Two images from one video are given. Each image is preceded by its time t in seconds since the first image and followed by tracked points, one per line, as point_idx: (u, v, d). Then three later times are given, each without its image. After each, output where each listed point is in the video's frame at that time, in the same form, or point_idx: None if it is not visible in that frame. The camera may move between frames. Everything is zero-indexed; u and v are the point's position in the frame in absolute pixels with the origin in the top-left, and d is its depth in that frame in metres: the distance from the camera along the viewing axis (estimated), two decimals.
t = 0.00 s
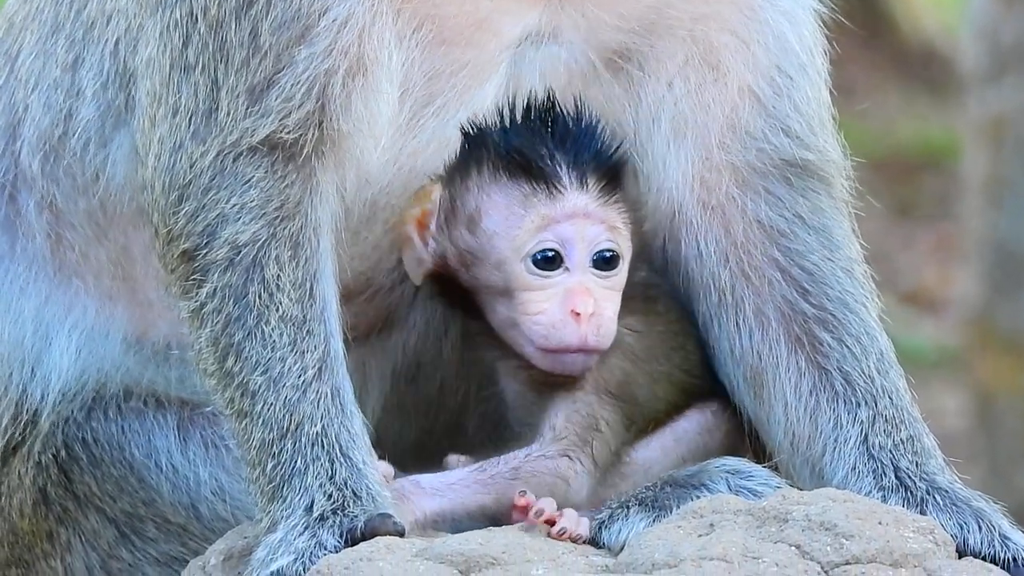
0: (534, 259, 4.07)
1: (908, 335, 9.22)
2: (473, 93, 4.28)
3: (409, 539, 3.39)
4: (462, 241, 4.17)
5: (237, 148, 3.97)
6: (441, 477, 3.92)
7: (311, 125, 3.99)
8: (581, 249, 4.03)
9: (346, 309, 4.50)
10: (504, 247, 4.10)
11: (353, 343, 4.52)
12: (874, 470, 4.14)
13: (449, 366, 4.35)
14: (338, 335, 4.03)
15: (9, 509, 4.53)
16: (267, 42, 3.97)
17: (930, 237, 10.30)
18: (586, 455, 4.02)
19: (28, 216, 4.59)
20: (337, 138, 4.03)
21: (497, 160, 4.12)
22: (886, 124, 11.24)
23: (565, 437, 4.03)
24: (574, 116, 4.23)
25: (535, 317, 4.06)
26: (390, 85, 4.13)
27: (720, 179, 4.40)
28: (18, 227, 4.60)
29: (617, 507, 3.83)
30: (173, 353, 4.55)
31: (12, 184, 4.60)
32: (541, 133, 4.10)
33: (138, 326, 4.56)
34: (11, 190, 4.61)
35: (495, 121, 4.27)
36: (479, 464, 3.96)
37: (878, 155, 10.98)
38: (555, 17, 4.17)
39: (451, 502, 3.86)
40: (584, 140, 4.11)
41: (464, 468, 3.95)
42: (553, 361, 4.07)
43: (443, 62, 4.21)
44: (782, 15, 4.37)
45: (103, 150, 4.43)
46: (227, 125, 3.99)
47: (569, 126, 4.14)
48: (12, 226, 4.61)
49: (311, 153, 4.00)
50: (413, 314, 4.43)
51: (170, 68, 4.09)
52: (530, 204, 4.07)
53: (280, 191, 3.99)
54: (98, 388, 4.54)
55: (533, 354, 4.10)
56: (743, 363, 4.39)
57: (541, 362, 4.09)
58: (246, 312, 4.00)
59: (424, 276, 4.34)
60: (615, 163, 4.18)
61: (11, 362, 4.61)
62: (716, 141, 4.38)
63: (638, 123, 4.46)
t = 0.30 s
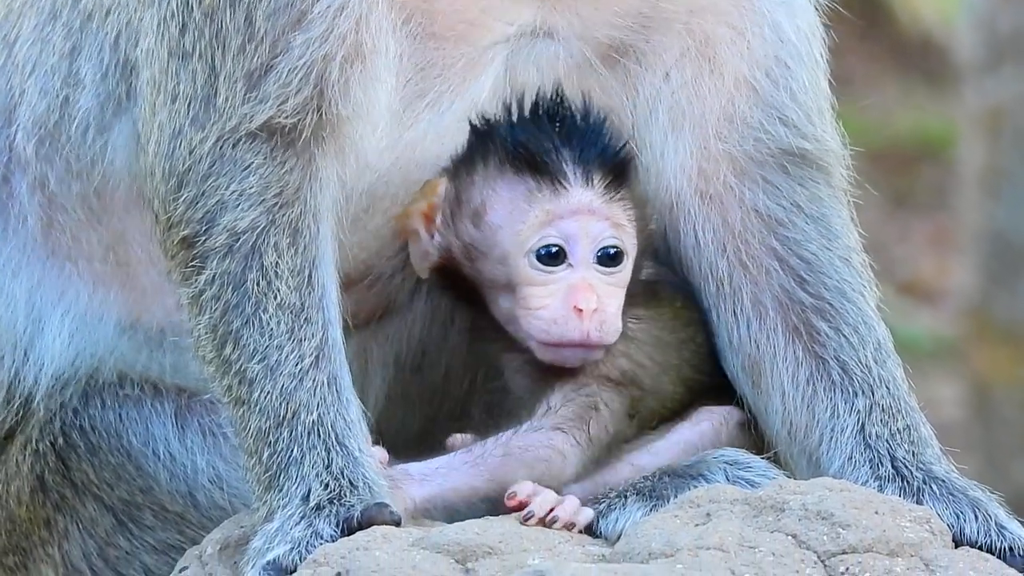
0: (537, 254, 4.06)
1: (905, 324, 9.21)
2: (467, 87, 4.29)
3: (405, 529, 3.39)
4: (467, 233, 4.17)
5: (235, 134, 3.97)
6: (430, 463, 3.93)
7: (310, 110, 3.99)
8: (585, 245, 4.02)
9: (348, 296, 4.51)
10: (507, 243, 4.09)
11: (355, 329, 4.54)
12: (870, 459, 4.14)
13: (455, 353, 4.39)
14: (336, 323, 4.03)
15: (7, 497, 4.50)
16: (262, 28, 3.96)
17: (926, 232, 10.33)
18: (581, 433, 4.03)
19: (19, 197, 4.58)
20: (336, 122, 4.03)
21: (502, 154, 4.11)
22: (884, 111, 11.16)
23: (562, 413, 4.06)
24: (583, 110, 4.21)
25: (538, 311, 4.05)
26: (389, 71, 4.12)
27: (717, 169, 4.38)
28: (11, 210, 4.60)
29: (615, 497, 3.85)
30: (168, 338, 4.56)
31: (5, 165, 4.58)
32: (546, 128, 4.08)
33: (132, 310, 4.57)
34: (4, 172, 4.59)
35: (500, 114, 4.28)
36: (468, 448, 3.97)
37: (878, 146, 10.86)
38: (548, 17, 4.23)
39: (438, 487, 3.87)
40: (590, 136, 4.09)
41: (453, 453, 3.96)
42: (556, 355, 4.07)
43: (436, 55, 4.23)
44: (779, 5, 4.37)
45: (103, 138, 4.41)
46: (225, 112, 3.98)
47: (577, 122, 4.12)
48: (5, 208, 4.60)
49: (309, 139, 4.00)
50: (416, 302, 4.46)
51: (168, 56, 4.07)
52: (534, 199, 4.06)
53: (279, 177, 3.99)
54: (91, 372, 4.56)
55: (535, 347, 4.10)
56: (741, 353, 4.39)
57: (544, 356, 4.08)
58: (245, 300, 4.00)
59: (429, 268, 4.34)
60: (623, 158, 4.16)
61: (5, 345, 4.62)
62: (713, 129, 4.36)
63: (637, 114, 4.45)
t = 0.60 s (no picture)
0: (542, 223, 4.09)
1: (903, 321, 9.21)
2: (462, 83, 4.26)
3: (403, 523, 3.38)
4: (475, 206, 4.21)
5: (239, 122, 3.96)
6: (428, 455, 3.93)
7: (313, 98, 3.97)
8: (589, 217, 4.05)
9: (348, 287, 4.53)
10: (514, 212, 4.13)
11: (355, 319, 4.57)
12: (869, 455, 4.14)
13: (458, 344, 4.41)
14: (338, 315, 4.03)
15: (7, 486, 4.51)
16: (263, 16, 3.96)
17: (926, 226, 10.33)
18: (576, 421, 4.06)
19: (22, 182, 4.58)
20: (339, 111, 4.01)
21: (513, 129, 4.17)
22: (884, 107, 11.19)
23: (561, 401, 4.08)
24: (600, 91, 4.27)
25: (539, 281, 4.06)
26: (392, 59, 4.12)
27: (717, 162, 4.38)
28: (13, 196, 4.59)
29: (612, 493, 3.83)
30: (168, 327, 4.58)
31: (7, 152, 4.58)
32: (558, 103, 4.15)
33: (133, 299, 4.58)
34: (7, 159, 4.59)
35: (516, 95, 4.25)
36: (466, 437, 3.98)
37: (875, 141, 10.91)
38: (548, 11, 4.21)
39: (438, 480, 3.88)
40: (601, 113, 4.15)
41: (451, 443, 3.96)
42: (558, 326, 4.07)
43: (433, 46, 4.22)
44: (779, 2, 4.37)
45: (104, 127, 4.43)
46: (228, 100, 3.98)
47: (590, 100, 4.18)
48: (7, 195, 4.60)
49: (312, 127, 3.98)
50: (417, 294, 4.49)
51: (171, 45, 4.07)
52: (541, 170, 4.11)
53: (282, 166, 3.98)
54: (91, 359, 4.56)
55: (537, 318, 4.10)
56: (740, 347, 4.39)
57: (546, 326, 4.09)
58: (246, 291, 4.00)
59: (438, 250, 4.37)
60: (634, 137, 4.21)
61: (5, 332, 4.62)
62: (714, 122, 4.36)
63: (638, 108, 4.45)
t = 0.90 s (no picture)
0: (547, 205, 4.13)
1: (901, 318, 9.21)
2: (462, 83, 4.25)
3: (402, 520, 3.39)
4: (481, 186, 4.24)
5: (240, 119, 3.96)
6: (425, 451, 3.93)
7: (315, 96, 3.97)
8: (595, 201, 4.09)
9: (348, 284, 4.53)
10: (520, 193, 4.16)
11: (356, 317, 4.56)
12: (868, 451, 4.14)
13: (462, 337, 4.43)
14: (338, 312, 4.02)
15: (6, 480, 4.51)
16: (264, 14, 3.95)
17: (925, 223, 10.34)
18: (570, 412, 4.08)
19: (26, 178, 4.58)
20: (340, 108, 4.00)
21: (524, 113, 4.20)
22: (883, 103, 11.15)
23: (553, 393, 4.09)
24: (613, 77, 4.31)
25: (542, 263, 4.09)
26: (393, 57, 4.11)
27: (718, 158, 4.38)
28: (18, 192, 4.60)
29: (612, 489, 3.85)
30: (171, 323, 4.57)
31: (10, 148, 4.58)
32: (570, 88, 4.17)
33: (136, 295, 4.58)
34: (11, 155, 4.59)
35: (529, 80, 4.23)
36: (463, 433, 3.99)
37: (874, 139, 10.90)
38: (547, 14, 4.21)
39: (439, 474, 3.87)
40: (613, 100, 4.19)
41: (447, 439, 3.97)
42: (558, 309, 4.09)
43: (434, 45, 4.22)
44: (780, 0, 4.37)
45: (105, 123, 4.43)
46: (230, 96, 3.97)
47: (603, 86, 4.21)
48: (12, 191, 4.60)
49: (313, 125, 3.98)
50: (421, 288, 4.52)
51: (173, 42, 4.06)
52: (549, 152, 4.15)
53: (283, 163, 3.98)
54: (92, 354, 4.57)
55: (539, 301, 4.12)
56: (739, 343, 4.39)
57: (547, 309, 4.10)
58: (246, 287, 4.00)
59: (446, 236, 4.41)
60: (644, 125, 4.24)
61: (8, 326, 4.63)
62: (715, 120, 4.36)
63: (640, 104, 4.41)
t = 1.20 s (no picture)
0: (547, 200, 4.14)
1: (899, 315, 9.21)
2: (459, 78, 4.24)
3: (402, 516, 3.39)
4: (481, 184, 4.25)
5: (239, 116, 3.96)
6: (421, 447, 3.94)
7: (313, 92, 3.97)
8: (594, 195, 4.10)
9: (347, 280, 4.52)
10: (520, 189, 4.18)
11: (355, 313, 4.55)
12: (868, 447, 4.15)
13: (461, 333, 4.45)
14: (337, 308, 4.02)
15: (6, 476, 4.51)
16: (261, 12, 3.95)
17: (925, 219, 10.35)
18: (569, 406, 4.12)
19: (26, 174, 4.58)
20: (338, 104, 4.00)
21: (522, 108, 4.21)
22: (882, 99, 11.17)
23: (551, 389, 4.13)
24: (610, 72, 4.31)
25: (543, 257, 4.10)
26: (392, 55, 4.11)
27: (718, 154, 4.37)
28: (18, 188, 4.60)
29: (612, 485, 3.86)
30: (170, 319, 4.57)
31: (10, 144, 4.58)
32: (566, 82, 4.18)
33: (136, 292, 4.58)
34: (12, 152, 4.59)
35: (525, 75, 4.24)
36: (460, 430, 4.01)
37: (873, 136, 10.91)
38: (542, 9, 4.22)
39: (432, 471, 3.87)
40: (611, 94, 4.18)
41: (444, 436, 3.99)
42: (560, 302, 4.10)
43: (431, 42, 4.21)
44: None
45: (103, 121, 4.42)
46: (228, 93, 3.97)
47: (600, 80, 4.22)
48: (12, 187, 4.61)
49: (312, 121, 3.98)
50: (419, 285, 4.51)
51: (170, 39, 4.05)
52: (547, 147, 4.16)
53: (282, 160, 3.98)
54: (93, 350, 4.57)
55: (539, 295, 4.14)
56: (740, 339, 4.39)
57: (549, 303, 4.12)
58: (246, 284, 4.00)
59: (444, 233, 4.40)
60: (643, 118, 4.24)
61: (8, 322, 4.63)
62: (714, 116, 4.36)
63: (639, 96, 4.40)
